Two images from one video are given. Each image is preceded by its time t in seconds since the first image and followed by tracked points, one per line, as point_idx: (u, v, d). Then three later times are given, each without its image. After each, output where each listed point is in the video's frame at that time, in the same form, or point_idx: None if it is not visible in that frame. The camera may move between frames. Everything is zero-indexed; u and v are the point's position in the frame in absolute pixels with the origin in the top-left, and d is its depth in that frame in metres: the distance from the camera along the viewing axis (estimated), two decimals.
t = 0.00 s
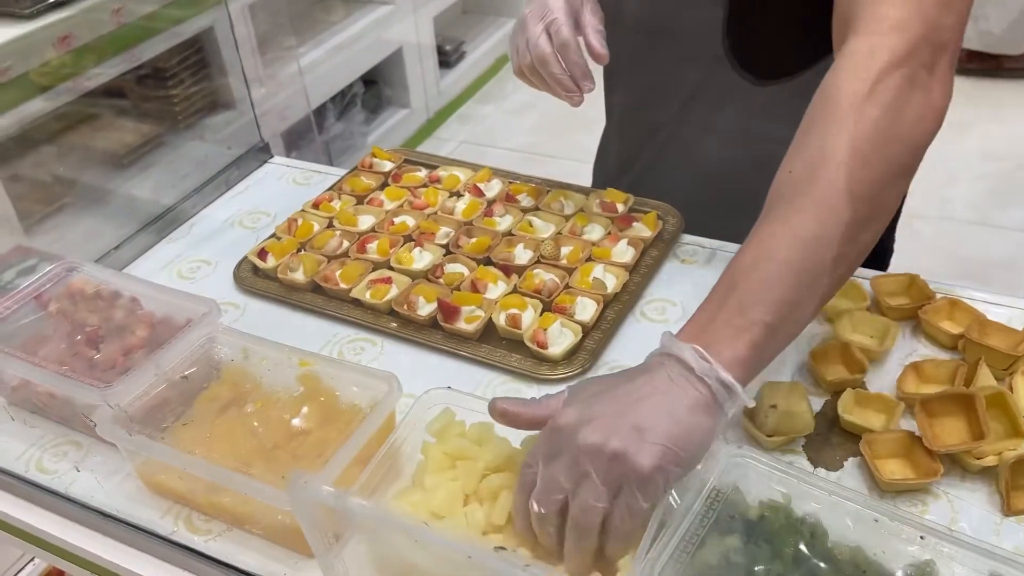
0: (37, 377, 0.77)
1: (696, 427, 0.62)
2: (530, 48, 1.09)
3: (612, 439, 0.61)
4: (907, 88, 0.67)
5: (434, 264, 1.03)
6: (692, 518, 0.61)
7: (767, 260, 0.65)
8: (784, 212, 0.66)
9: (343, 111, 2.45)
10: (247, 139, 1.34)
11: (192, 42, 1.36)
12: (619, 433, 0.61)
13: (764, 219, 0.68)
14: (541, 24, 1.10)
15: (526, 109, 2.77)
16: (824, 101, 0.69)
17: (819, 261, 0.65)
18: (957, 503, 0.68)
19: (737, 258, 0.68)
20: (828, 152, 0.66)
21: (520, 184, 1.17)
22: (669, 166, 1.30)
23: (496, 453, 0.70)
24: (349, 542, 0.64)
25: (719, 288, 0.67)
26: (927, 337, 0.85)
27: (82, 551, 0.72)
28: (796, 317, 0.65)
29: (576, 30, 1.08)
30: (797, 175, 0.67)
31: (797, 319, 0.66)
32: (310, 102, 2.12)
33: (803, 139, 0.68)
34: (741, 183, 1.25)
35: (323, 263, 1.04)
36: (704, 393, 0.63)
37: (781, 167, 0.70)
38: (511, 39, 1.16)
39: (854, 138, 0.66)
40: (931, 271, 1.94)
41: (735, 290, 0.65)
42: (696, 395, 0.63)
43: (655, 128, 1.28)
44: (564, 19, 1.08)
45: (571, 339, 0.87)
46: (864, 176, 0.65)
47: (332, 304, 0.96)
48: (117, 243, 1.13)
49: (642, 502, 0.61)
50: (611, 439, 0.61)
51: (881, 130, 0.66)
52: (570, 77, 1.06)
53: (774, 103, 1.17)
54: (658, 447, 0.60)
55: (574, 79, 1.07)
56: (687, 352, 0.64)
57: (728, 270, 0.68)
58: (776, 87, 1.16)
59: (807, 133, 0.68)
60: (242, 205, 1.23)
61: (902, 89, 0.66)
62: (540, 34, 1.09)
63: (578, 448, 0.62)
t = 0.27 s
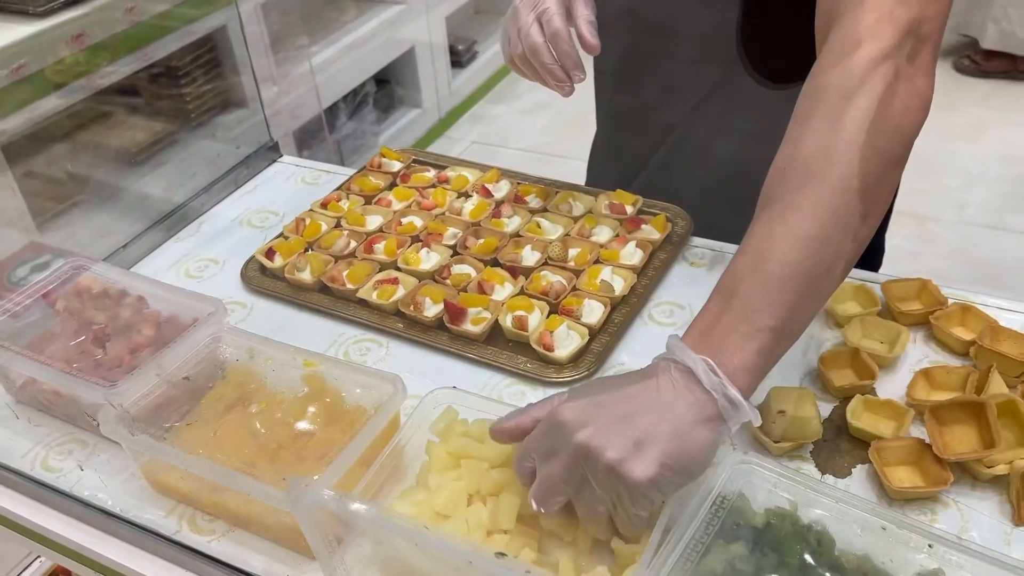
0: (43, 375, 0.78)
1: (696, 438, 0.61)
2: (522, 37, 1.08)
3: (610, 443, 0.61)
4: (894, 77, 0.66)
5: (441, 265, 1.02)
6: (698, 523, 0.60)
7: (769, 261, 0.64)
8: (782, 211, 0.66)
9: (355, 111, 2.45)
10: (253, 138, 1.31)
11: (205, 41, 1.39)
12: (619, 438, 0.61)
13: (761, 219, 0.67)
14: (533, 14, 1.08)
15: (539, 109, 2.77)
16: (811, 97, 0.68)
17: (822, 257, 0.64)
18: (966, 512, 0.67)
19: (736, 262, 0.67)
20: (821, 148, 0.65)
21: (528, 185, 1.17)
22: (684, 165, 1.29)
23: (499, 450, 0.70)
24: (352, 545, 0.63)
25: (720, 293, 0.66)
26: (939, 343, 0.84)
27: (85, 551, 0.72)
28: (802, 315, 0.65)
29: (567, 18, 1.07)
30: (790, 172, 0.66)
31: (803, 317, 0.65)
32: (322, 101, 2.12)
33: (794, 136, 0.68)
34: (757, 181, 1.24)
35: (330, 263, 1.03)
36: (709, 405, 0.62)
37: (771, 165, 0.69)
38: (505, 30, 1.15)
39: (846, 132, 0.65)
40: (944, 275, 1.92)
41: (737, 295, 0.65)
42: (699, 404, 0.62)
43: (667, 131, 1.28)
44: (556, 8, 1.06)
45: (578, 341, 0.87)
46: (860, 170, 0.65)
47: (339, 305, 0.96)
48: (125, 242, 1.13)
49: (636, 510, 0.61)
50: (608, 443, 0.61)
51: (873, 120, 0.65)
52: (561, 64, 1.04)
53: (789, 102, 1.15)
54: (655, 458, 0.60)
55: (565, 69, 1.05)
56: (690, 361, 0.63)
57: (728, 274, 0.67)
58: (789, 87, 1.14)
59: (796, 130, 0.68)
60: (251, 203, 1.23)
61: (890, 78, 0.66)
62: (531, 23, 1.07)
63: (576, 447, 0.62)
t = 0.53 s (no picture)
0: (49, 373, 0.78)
1: (705, 434, 0.60)
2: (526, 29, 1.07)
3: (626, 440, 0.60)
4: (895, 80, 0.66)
5: (448, 265, 1.02)
6: (705, 526, 0.60)
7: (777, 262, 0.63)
8: (790, 208, 0.64)
9: (364, 110, 2.45)
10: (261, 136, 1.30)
11: (213, 40, 1.42)
12: (631, 434, 0.60)
13: (765, 216, 0.66)
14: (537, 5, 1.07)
15: (547, 109, 2.76)
16: (819, 93, 0.67)
17: (826, 259, 0.64)
18: (977, 517, 0.66)
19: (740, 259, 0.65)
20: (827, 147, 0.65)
21: (536, 185, 1.16)
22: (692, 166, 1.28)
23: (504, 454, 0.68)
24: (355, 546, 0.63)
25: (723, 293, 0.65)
26: (950, 345, 0.83)
27: (89, 550, 0.72)
28: (807, 316, 0.64)
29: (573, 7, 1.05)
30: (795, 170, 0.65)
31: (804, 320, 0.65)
32: (331, 100, 2.12)
33: (801, 132, 0.66)
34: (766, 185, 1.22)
35: (336, 262, 1.03)
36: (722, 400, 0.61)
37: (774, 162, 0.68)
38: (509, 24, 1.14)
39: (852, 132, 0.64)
40: (954, 276, 1.90)
41: (742, 295, 0.63)
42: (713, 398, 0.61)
43: (677, 130, 1.28)
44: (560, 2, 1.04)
45: (585, 342, 0.86)
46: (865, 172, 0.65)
47: (346, 304, 0.96)
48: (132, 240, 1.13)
49: (640, 510, 0.61)
50: (621, 440, 0.60)
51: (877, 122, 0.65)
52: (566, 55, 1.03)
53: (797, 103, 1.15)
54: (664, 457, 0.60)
55: (568, 60, 1.03)
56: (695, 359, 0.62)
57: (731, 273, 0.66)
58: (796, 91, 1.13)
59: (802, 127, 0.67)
60: (258, 202, 1.23)
61: (894, 80, 0.65)
62: (536, 13, 1.06)
63: (586, 443, 0.61)
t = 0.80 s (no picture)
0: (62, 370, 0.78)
1: (669, 385, 0.63)
2: (566, 47, 1.05)
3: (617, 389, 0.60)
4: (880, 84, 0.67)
5: (456, 263, 1.02)
6: (714, 524, 0.60)
7: (731, 243, 0.65)
8: (761, 196, 0.66)
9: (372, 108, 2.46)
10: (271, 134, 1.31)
11: (222, 38, 1.41)
12: (623, 386, 0.60)
13: (728, 196, 0.67)
14: (576, 21, 1.05)
15: (555, 107, 2.76)
16: (810, 85, 0.67)
17: (778, 250, 0.66)
18: (987, 517, 0.66)
19: (698, 235, 0.68)
20: (801, 140, 0.66)
21: (545, 184, 1.17)
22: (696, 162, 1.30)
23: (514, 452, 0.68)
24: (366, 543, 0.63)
25: (677, 266, 0.68)
26: (960, 344, 0.83)
27: (102, 546, 0.73)
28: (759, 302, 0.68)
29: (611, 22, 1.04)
30: (767, 157, 0.67)
31: (747, 303, 0.68)
32: (339, 98, 2.13)
33: (787, 120, 0.67)
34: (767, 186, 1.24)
35: (346, 260, 1.04)
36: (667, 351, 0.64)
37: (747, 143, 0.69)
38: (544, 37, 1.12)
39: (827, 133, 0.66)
40: (963, 275, 1.90)
41: (693, 273, 0.66)
42: (659, 353, 0.64)
43: (683, 131, 1.27)
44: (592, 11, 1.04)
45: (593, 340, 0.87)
46: (829, 176, 0.66)
47: (356, 302, 0.97)
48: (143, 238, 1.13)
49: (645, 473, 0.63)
50: (615, 395, 0.60)
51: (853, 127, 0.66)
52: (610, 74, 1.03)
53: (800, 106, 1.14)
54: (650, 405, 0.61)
55: (612, 80, 1.03)
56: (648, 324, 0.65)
57: (687, 247, 0.68)
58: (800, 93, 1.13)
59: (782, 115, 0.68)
60: (267, 200, 1.23)
61: (877, 86, 0.67)
62: (575, 31, 1.05)
63: (615, 409, 0.59)
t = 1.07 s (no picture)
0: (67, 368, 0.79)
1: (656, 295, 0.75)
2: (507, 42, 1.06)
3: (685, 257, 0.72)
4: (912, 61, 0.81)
5: (459, 262, 1.03)
6: (712, 524, 0.60)
7: (770, 142, 0.77)
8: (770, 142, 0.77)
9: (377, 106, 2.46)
10: (274, 133, 1.32)
11: (228, 36, 1.45)
12: (689, 233, 0.73)
13: (778, 102, 0.79)
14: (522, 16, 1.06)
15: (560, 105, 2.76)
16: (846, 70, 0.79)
17: (799, 162, 0.79)
18: (986, 517, 0.66)
19: (744, 129, 0.79)
20: (844, 76, 0.79)
21: (547, 183, 1.17)
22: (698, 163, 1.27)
23: (515, 450, 0.68)
24: (367, 541, 0.64)
25: (723, 145, 0.80)
26: (960, 344, 0.83)
27: (108, 542, 0.74)
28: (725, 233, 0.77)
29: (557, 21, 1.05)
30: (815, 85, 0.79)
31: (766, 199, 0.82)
32: (343, 96, 2.13)
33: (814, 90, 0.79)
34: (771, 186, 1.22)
35: (349, 259, 1.04)
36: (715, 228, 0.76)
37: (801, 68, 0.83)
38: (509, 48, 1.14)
39: (865, 78, 0.79)
40: (967, 274, 1.89)
41: (739, 147, 0.79)
42: (710, 221, 0.74)
43: (688, 131, 1.27)
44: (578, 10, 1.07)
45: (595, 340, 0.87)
46: (859, 115, 0.80)
47: (359, 300, 0.97)
48: (148, 236, 1.14)
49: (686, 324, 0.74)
50: (682, 239, 0.73)
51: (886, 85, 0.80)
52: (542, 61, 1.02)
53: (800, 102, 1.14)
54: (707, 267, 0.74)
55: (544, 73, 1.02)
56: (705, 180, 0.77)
57: (733, 135, 0.80)
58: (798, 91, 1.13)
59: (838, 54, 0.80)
60: (271, 199, 1.24)
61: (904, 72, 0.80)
62: (517, 26, 1.05)
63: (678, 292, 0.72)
